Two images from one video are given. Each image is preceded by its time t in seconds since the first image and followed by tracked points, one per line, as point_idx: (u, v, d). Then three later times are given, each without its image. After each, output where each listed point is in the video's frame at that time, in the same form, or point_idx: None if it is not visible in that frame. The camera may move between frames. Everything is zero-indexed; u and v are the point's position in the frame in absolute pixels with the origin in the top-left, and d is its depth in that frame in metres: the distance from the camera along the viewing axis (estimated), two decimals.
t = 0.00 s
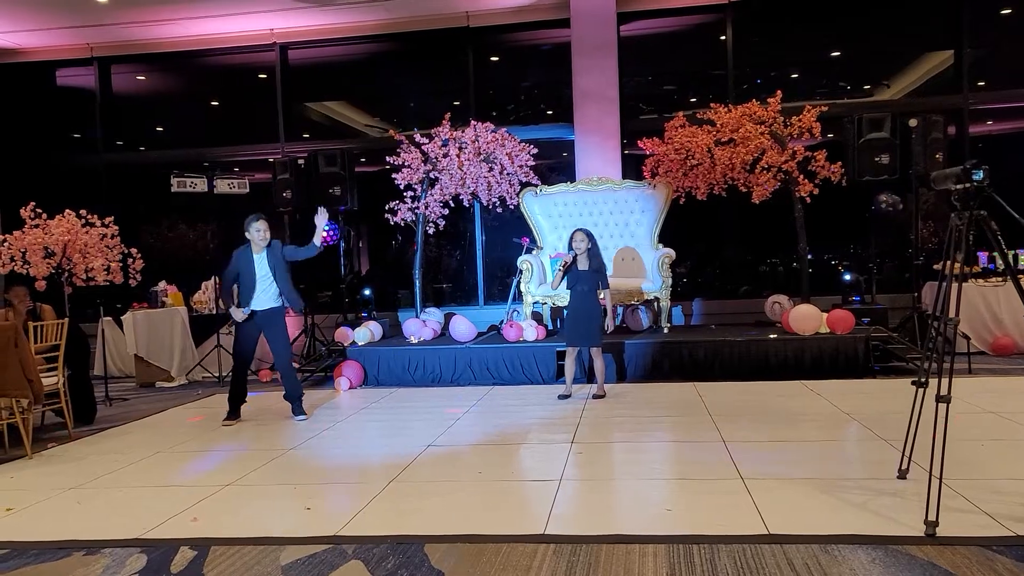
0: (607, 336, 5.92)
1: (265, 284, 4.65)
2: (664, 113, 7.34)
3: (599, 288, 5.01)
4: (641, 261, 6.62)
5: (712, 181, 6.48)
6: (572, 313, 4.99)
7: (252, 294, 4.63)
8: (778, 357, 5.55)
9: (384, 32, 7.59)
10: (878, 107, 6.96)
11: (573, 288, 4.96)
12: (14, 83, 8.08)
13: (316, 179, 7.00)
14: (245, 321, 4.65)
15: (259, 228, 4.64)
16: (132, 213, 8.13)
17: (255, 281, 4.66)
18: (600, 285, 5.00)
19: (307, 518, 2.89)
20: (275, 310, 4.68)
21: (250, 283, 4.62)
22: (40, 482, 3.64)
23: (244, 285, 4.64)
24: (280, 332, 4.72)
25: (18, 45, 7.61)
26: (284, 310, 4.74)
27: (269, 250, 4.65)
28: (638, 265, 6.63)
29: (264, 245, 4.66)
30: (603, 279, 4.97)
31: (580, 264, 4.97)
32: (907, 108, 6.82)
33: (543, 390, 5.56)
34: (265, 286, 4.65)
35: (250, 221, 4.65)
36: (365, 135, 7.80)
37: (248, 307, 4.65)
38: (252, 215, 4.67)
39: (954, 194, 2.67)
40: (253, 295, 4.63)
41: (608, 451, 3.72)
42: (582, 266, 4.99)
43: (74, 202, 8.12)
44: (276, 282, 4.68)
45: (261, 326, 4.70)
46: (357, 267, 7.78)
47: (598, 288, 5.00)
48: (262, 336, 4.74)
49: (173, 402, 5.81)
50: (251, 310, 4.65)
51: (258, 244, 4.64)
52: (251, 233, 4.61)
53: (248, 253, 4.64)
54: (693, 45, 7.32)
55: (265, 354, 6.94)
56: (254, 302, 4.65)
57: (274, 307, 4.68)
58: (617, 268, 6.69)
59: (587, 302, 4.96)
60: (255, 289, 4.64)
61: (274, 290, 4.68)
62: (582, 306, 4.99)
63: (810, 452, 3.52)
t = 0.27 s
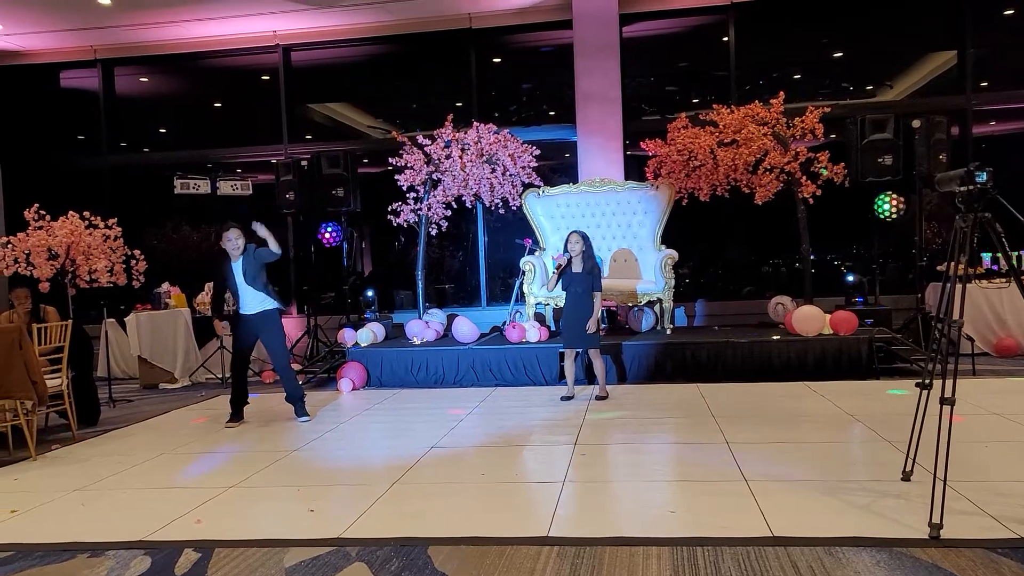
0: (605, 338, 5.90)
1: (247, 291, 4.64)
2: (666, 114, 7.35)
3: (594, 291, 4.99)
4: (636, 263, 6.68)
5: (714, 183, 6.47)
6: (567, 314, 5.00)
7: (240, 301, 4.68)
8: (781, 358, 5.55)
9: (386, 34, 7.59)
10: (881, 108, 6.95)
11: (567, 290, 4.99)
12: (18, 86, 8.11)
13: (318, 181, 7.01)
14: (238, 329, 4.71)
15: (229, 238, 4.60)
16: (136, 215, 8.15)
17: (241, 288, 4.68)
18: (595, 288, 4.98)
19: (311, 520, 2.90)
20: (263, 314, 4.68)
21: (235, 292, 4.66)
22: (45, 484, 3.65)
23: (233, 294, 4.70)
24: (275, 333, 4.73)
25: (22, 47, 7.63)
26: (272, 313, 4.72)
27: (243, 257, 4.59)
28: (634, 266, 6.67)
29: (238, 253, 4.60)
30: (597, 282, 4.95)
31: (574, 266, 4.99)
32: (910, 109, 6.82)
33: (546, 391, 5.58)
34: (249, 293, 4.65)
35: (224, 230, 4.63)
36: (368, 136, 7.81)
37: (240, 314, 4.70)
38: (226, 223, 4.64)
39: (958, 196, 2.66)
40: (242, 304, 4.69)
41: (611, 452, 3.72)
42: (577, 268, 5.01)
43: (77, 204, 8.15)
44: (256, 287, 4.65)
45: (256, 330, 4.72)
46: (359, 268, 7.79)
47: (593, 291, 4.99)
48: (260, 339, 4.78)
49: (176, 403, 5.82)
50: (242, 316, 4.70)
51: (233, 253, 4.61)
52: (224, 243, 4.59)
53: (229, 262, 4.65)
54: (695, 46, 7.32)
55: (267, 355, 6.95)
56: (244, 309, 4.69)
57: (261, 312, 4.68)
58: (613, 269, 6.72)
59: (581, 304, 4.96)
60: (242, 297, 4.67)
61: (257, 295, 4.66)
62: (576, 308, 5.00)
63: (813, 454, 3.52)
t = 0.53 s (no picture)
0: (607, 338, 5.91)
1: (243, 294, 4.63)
2: (669, 114, 7.33)
3: (596, 291, 4.99)
4: (638, 262, 6.64)
5: (717, 183, 6.46)
6: (570, 314, 4.99)
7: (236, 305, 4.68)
8: (783, 358, 5.54)
9: (388, 33, 7.59)
10: (883, 108, 6.95)
11: (570, 290, 4.96)
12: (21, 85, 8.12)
13: (320, 181, 7.01)
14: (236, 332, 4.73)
15: (223, 242, 4.58)
16: (138, 215, 8.15)
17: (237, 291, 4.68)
18: (597, 287, 4.98)
19: (313, 519, 2.89)
20: (258, 317, 4.67)
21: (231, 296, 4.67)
22: (46, 483, 3.65)
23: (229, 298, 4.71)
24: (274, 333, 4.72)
25: (24, 47, 7.64)
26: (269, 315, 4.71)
27: (237, 260, 4.57)
28: (635, 266, 6.62)
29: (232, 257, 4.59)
30: (600, 281, 4.94)
31: (577, 266, 4.96)
32: (912, 109, 6.81)
33: (548, 390, 5.59)
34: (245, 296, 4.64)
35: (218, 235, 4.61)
36: (370, 136, 7.81)
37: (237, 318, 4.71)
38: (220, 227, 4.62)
39: (962, 196, 2.64)
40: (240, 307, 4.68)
41: (613, 452, 3.71)
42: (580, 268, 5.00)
43: (79, 204, 8.15)
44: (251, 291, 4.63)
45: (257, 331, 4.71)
46: (361, 268, 7.79)
47: (596, 290, 4.99)
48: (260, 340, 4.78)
49: (178, 403, 5.82)
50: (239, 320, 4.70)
51: (227, 257, 4.60)
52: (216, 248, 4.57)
53: (224, 266, 4.64)
54: (698, 46, 7.32)
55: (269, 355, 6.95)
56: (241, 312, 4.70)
57: (257, 315, 4.67)
58: (615, 269, 6.69)
59: (585, 304, 4.96)
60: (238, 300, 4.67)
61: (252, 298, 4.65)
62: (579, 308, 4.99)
63: (817, 454, 3.51)
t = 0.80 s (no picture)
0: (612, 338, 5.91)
1: (261, 286, 4.66)
2: (669, 115, 7.32)
3: (605, 291, 5.00)
4: (645, 265, 6.62)
5: (718, 184, 6.47)
6: (578, 315, 4.99)
7: (248, 297, 4.68)
8: (784, 360, 5.54)
9: (389, 35, 7.60)
10: (884, 110, 6.94)
11: (579, 290, 4.96)
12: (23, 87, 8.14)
13: (322, 182, 7.02)
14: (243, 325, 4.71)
15: (245, 233, 4.61)
16: (139, 216, 8.16)
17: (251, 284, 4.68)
18: (606, 287, 4.99)
19: (313, 521, 2.90)
20: (271, 312, 4.70)
21: (245, 287, 4.66)
22: (49, 484, 3.66)
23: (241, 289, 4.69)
24: (281, 330, 4.74)
25: (27, 48, 7.66)
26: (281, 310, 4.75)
27: (261, 252, 4.63)
28: (643, 268, 6.63)
29: (255, 248, 4.64)
30: (609, 281, 4.96)
31: (587, 266, 4.97)
32: (913, 110, 6.80)
33: (549, 392, 5.59)
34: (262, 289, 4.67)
35: (241, 224, 4.63)
36: (371, 138, 7.81)
37: (246, 311, 4.70)
38: (243, 217, 4.65)
39: (962, 197, 2.65)
40: (252, 300, 4.68)
41: (613, 454, 3.71)
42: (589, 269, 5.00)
43: (81, 205, 8.17)
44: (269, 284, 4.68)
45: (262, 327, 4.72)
46: (363, 269, 7.79)
47: (605, 290, 5.00)
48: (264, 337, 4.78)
49: (179, 404, 5.83)
50: (249, 313, 4.70)
51: (249, 248, 4.63)
52: (241, 237, 4.60)
53: (242, 257, 4.65)
54: (699, 47, 7.32)
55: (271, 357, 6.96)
56: (252, 305, 4.69)
57: (270, 309, 4.70)
58: (622, 270, 6.69)
59: (593, 305, 4.96)
60: (251, 293, 4.67)
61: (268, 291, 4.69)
62: (588, 308, 4.98)
63: (817, 456, 3.51)
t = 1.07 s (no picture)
0: (617, 338, 5.90)
1: (281, 295, 4.70)
2: (671, 115, 7.31)
3: (609, 292, 5.01)
4: (651, 264, 6.55)
5: (719, 184, 6.47)
6: (583, 316, 4.98)
7: (264, 303, 4.66)
8: (785, 360, 5.53)
9: (391, 35, 7.61)
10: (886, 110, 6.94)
11: (585, 292, 4.94)
12: (24, 86, 8.15)
13: (323, 182, 7.02)
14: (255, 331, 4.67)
15: (271, 240, 4.61)
16: (140, 215, 8.17)
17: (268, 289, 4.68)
18: (610, 287, 5.00)
19: (314, 521, 2.90)
20: (286, 320, 4.73)
21: (264, 294, 4.64)
22: (49, 484, 3.65)
23: (257, 294, 4.66)
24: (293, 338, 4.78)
25: (28, 48, 7.66)
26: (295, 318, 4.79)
27: (285, 262, 4.69)
28: (648, 267, 6.56)
29: (279, 257, 4.67)
30: (615, 282, 4.97)
31: (593, 267, 4.96)
32: (915, 111, 6.80)
33: (550, 392, 5.58)
34: (281, 297, 4.71)
35: (265, 231, 4.62)
36: (372, 138, 7.81)
37: (260, 316, 4.66)
38: (267, 224, 4.65)
39: (962, 198, 2.64)
40: (268, 305, 4.67)
41: (614, 454, 3.71)
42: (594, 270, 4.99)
43: (82, 205, 8.17)
44: (288, 293, 4.73)
45: (272, 332, 4.73)
46: (364, 269, 7.79)
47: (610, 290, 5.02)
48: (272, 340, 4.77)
49: (180, 403, 5.82)
50: (263, 319, 4.68)
51: (273, 255, 4.65)
52: (267, 245, 4.60)
53: (262, 263, 4.65)
54: (700, 47, 7.31)
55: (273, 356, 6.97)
56: (267, 311, 4.68)
57: (286, 317, 4.73)
58: (629, 270, 6.65)
59: (599, 306, 4.96)
60: (268, 299, 4.67)
61: (286, 299, 4.72)
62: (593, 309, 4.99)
63: (818, 457, 3.50)
